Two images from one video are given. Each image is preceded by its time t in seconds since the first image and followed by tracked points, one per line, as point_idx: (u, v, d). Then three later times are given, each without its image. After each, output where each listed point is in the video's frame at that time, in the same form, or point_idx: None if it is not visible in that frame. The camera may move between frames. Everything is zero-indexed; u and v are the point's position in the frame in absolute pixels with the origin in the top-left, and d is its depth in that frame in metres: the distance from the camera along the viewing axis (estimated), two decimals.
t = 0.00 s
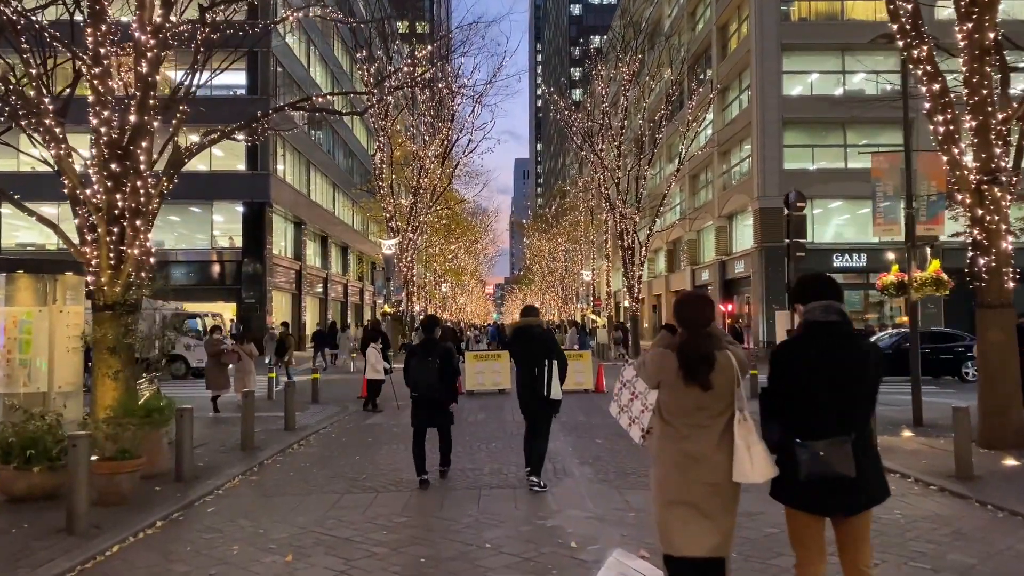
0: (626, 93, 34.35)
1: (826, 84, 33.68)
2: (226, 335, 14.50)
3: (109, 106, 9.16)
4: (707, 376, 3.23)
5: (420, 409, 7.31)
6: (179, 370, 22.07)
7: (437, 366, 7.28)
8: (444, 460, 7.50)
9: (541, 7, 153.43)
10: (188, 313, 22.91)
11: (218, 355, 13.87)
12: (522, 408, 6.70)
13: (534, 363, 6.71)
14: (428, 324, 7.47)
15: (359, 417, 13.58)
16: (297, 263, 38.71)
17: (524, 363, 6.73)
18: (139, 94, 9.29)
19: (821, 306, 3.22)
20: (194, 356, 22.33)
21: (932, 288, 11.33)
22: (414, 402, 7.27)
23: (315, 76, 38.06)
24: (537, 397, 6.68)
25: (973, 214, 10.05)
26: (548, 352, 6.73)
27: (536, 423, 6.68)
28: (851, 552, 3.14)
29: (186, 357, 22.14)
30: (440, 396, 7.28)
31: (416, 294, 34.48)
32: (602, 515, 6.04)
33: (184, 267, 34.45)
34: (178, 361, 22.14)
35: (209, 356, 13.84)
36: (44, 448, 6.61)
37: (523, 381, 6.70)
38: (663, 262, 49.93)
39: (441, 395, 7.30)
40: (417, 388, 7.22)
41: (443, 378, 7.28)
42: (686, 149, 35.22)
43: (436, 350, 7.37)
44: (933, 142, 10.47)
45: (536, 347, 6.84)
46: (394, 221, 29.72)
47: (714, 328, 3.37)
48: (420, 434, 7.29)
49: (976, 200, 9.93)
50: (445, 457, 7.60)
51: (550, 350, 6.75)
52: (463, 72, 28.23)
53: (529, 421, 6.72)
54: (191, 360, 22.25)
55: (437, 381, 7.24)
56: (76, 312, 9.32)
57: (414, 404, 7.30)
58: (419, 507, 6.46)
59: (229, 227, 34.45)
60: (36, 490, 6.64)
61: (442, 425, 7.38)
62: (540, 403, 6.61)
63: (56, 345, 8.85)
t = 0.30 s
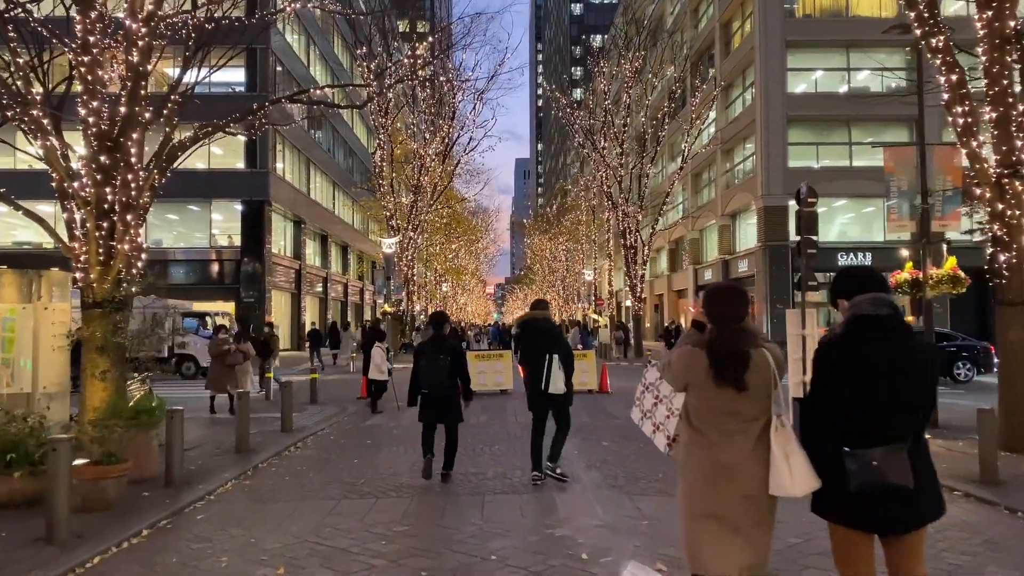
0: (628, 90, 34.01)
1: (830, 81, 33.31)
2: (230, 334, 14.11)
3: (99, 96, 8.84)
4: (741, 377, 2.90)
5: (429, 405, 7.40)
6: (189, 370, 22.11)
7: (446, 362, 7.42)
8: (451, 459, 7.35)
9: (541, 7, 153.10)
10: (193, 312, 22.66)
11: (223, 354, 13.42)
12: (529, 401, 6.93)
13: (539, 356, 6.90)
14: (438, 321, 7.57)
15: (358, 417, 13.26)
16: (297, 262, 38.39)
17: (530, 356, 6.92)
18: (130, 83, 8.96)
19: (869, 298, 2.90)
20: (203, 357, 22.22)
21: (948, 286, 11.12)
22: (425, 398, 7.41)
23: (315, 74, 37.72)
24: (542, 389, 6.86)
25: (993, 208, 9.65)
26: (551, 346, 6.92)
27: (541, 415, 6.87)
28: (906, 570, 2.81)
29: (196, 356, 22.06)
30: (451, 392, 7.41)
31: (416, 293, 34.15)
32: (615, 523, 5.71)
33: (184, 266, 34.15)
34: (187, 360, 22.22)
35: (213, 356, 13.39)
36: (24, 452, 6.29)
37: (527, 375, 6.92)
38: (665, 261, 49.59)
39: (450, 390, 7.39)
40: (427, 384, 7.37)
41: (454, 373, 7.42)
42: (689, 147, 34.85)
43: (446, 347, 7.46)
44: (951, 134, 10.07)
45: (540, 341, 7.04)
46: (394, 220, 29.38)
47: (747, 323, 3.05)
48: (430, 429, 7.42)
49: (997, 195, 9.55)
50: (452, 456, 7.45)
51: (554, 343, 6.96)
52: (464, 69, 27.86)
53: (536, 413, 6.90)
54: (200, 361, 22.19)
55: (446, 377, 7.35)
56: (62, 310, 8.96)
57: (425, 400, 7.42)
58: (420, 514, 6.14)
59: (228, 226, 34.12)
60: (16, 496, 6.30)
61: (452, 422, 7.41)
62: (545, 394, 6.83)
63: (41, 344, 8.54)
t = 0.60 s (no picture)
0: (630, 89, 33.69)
1: (834, 79, 33.01)
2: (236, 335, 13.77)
3: (90, 89, 8.57)
4: (780, 387, 2.61)
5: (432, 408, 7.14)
6: (196, 372, 21.88)
7: (451, 364, 7.17)
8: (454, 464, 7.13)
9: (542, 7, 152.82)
10: (200, 312, 22.28)
11: (228, 356, 13.04)
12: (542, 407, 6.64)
13: (557, 361, 6.65)
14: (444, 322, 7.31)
15: (358, 420, 12.95)
16: (297, 262, 38.09)
17: (548, 361, 6.66)
18: (122, 77, 8.69)
19: (924, 300, 2.60)
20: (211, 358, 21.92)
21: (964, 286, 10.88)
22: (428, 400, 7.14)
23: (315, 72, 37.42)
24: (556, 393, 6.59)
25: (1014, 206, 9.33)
26: (570, 352, 6.67)
27: (552, 420, 6.61)
28: None
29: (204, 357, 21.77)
30: (455, 395, 7.13)
31: (416, 293, 33.86)
32: (627, 536, 5.41)
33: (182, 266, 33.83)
34: (195, 361, 22.00)
35: (218, 357, 13.01)
36: (6, 459, 5.99)
37: (542, 379, 6.65)
38: (667, 261, 49.29)
39: (456, 393, 7.14)
40: (432, 386, 7.12)
41: (459, 375, 7.15)
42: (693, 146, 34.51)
43: (451, 349, 7.20)
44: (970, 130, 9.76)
45: (560, 346, 6.77)
46: (394, 219, 29.05)
47: (784, 327, 2.77)
48: (433, 433, 7.18)
49: (1016, 190, 9.26)
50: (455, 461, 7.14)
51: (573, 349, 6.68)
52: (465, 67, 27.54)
53: (547, 419, 6.64)
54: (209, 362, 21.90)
55: (450, 379, 7.09)
56: (49, 311, 8.66)
57: (429, 403, 7.15)
58: (421, 526, 5.84)
59: (227, 225, 33.80)
60: None
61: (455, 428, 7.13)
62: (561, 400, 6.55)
63: (27, 346, 8.20)
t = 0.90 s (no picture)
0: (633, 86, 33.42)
1: (839, 77, 32.70)
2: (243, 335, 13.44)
3: (83, 81, 8.30)
4: (832, 393, 2.34)
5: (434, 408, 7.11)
6: (208, 372, 21.86)
7: (450, 364, 7.11)
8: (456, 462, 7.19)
9: (542, 6, 152.45)
10: (211, 311, 22.02)
11: (232, 358, 12.70)
12: (568, 407, 6.74)
13: (585, 362, 6.75)
14: (448, 321, 7.30)
15: (358, 423, 12.68)
16: (297, 262, 37.81)
17: (576, 363, 6.76)
18: (116, 69, 8.40)
19: (999, 297, 2.31)
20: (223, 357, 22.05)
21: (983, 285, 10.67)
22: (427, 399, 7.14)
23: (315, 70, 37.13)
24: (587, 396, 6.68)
25: None
26: (599, 353, 6.78)
27: (580, 421, 6.72)
28: None
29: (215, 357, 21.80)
30: (455, 394, 7.12)
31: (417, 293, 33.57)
32: (643, 548, 5.14)
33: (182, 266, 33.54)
34: (206, 361, 22.04)
35: (222, 359, 12.68)
36: None
37: (573, 380, 6.76)
38: (669, 261, 49.00)
39: (457, 391, 7.13)
40: (432, 386, 7.08)
41: (458, 374, 7.13)
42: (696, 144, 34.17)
43: (452, 348, 7.19)
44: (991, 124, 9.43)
45: (590, 347, 6.87)
46: (394, 218, 28.72)
47: (835, 327, 2.48)
48: (437, 432, 7.15)
49: None
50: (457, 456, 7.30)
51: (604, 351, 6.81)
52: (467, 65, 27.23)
53: (575, 419, 6.74)
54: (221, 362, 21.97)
55: (448, 377, 7.06)
56: (37, 312, 8.34)
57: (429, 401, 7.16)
58: (425, 535, 5.57)
59: (227, 225, 33.51)
60: None
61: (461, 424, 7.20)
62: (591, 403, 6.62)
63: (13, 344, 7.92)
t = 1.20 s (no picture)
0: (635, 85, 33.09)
1: (843, 76, 32.41)
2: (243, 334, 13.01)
3: (73, 74, 8.02)
4: (891, 410, 2.07)
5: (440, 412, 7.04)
6: (220, 372, 21.50)
7: (456, 367, 7.06)
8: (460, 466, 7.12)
9: (543, 6, 152.16)
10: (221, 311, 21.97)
11: (235, 357, 12.30)
12: (586, 407, 6.60)
13: (605, 363, 6.67)
14: (458, 323, 7.24)
15: (358, 426, 12.42)
16: (296, 262, 37.56)
17: (593, 363, 6.71)
18: (108, 62, 8.13)
19: None
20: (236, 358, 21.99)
21: (999, 285, 10.43)
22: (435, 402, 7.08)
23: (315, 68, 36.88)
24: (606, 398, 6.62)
25: None
26: (617, 354, 6.73)
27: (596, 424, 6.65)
28: None
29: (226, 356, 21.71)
30: (462, 398, 7.05)
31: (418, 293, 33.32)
32: (658, 563, 4.89)
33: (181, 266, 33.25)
34: (217, 363, 21.83)
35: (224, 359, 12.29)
36: None
37: (590, 379, 6.65)
38: (671, 261, 48.73)
39: (463, 395, 7.05)
40: (439, 389, 7.01)
41: (466, 378, 7.06)
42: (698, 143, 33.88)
43: (460, 351, 7.11)
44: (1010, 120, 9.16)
45: (606, 348, 6.82)
46: (395, 218, 28.45)
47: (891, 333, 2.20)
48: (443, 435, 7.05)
49: None
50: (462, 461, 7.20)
51: (621, 351, 6.76)
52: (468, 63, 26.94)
53: (591, 422, 6.67)
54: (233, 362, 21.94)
55: (456, 380, 7.01)
56: (23, 313, 8.06)
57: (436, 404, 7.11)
58: (428, 548, 5.31)
59: (226, 224, 33.23)
60: None
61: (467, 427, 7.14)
62: (608, 405, 6.57)
63: None
